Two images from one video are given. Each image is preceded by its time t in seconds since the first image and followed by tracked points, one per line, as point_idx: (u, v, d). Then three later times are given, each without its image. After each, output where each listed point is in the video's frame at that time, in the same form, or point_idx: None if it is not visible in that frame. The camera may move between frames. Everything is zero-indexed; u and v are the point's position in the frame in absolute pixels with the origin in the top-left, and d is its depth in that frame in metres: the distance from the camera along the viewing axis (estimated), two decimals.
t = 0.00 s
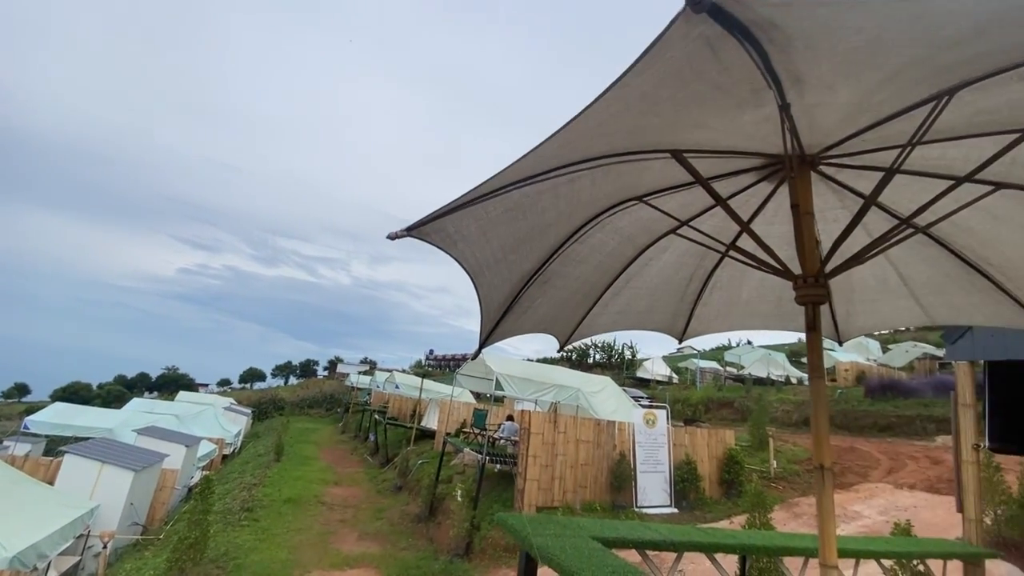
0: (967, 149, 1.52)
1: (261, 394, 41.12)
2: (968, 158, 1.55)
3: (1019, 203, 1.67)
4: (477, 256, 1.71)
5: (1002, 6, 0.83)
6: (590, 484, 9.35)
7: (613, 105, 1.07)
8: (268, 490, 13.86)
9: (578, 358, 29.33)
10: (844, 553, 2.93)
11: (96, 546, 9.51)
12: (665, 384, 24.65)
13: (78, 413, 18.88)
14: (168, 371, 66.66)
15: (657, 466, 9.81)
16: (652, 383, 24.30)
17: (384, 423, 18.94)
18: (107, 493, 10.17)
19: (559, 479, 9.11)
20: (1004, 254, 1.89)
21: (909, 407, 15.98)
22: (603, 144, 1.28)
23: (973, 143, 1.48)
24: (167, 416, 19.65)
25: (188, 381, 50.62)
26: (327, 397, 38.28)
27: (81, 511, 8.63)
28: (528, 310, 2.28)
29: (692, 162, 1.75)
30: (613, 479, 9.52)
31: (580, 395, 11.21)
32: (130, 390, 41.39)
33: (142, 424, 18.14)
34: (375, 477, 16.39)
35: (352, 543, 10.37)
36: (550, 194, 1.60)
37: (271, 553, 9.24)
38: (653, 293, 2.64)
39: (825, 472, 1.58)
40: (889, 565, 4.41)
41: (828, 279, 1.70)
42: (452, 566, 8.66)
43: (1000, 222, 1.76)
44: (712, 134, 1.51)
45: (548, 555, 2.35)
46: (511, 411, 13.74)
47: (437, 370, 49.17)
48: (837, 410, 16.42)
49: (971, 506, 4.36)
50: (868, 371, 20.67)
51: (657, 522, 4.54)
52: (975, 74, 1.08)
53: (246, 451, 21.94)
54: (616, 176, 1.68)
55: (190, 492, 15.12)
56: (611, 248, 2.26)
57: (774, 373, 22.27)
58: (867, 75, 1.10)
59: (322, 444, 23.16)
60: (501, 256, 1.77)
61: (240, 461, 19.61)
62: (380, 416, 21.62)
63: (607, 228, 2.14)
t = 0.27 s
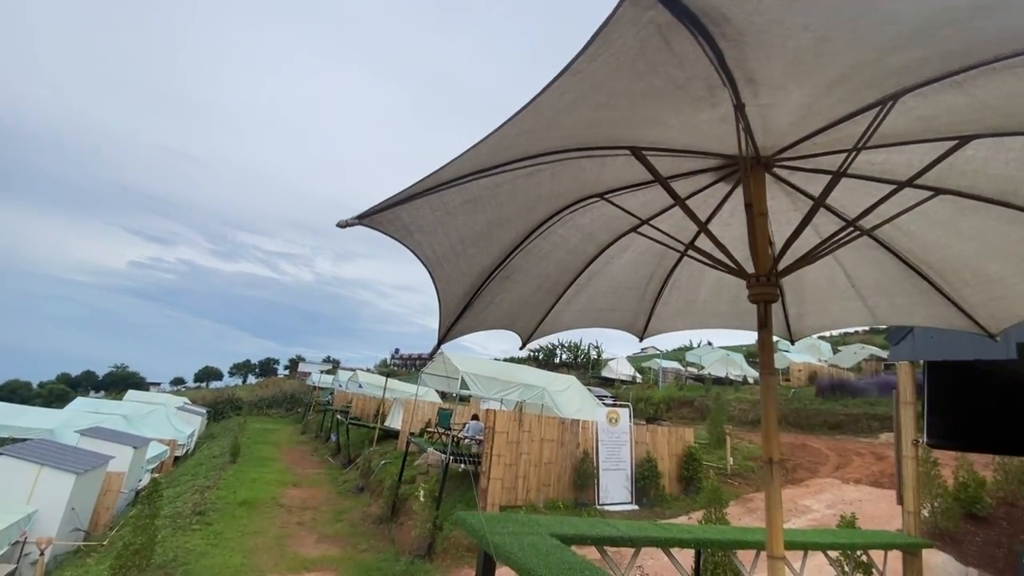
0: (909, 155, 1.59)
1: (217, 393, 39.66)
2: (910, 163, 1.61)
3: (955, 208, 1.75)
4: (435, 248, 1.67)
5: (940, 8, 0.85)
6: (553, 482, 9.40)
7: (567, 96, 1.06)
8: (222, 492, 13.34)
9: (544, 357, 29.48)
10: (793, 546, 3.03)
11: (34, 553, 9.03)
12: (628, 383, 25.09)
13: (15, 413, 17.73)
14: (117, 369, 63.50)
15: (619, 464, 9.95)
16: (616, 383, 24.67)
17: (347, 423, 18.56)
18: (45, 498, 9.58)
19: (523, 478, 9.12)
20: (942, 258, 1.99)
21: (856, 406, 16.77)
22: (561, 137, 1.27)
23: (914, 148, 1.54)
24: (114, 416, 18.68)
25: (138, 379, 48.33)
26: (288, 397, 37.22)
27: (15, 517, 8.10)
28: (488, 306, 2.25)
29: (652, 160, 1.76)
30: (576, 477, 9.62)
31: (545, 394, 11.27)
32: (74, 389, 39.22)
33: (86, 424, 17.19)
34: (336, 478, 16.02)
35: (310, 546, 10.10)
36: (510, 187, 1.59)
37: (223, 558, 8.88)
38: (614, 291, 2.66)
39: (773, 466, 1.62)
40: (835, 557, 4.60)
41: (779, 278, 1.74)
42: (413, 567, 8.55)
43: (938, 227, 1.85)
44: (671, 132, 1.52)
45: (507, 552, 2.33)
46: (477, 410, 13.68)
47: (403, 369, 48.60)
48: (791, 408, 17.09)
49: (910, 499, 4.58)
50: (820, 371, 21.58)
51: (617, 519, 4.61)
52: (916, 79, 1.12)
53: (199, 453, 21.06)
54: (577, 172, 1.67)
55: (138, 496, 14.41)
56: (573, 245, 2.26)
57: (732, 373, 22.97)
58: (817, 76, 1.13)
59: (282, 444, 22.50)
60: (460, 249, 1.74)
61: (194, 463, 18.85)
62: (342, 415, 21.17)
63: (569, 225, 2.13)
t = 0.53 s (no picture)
0: (860, 158, 1.64)
1: (173, 391, 38.10)
2: (861, 166, 1.67)
3: (903, 211, 1.82)
4: (394, 238, 1.63)
5: (890, 6, 0.87)
6: (519, 479, 9.41)
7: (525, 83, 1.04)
8: (175, 494, 12.81)
9: (513, 356, 29.53)
10: (748, 538, 3.11)
11: None
12: (595, 382, 25.41)
13: None
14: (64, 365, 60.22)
15: (584, 461, 10.04)
16: (583, 381, 24.93)
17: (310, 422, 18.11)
18: None
19: (489, 476, 9.10)
20: (890, 260, 2.07)
21: (811, 404, 17.45)
22: (522, 126, 1.25)
23: (866, 151, 1.59)
24: (59, 415, 17.70)
25: (87, 377, 45.96)
26: (249, 395, 36.10)
27: None
28: (450, 300, 2.22)
29: (616, 156, 1.76)
30: (542, 474, 9.66)
31: (512, 392, 11.26)
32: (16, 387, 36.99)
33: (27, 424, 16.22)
34: (297, 478, 15.61)
35: (269, 548, 9.80)
36: (473, 177, 1.56)
37: (175, 563, 8.52)
38: (579, 288, 2.67)
39: (729, 460, 1.64)
40: (788, 549, 4.76)
41: (736, 276, 1.77)
42: (376, 567, 8.41)
43: (887, 229, 1.92)
44: (633, 126, 1.52)
45: (467, 551, 2.31)
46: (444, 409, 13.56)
47: (369, 367, 47.83)
48: (750, 406, 17.65)
49: (858, 491, 4.77)
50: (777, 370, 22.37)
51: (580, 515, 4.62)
52: (867, 80, 1.14)
53: (152, 453, 20.17)
54: (540, 165, 1.66)
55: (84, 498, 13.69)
56: (538, 241, 2.24)
57: (695, 372, 23.55)
58: (775, 73, 1.14)
59: (241, 444, 21.78)
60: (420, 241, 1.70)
61: (146, 463, 18.05)
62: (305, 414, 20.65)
63: (533, 220, 2.12)
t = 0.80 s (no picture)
0: (819, 158, 1.68)
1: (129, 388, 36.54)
2: (819, 166, 1.71)
3: (859, 211, 1.88)
4: (353, 227, 1.58)
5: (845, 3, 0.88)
6: (488, 476, 9.39)
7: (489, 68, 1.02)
8: (130, 495, 12.28)
9: (484, 353, 29.48)
10: (710, 531, 3.18)
11: None
12: (565, 379, 25.60)
13: None
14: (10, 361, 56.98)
15: (553, 457, 10.09)
16: (554, 379, 25.08)
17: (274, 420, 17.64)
18: None
19: (457, 473, 9.05)
20: (846, 259, 2.13)
21: (773, 401, 18.01)
22: (486, 113, 1.22)
23: (824, 151, 1.63)
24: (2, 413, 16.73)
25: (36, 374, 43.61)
26: (210, 392, 34.93)
27: None
28: (415, 293, 2.17)
29: (583, 149, 1.76)
30: (511, 470, 9.67)
31: (483, 388, 11.22)
32: None
33: None
34: (260, 478, 15.17)
35: (229, 549, 9.49)
36: (436, 166, 1.52)
37: (128, 567, 8.16)
38: (547, 283, 2.66)
39: (690, 454, 1.66)
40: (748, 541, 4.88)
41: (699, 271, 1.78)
42: (341, 567, 8.25)
43: (844, 229, 1.98)
44: (600, 119, 1.51)
45: (430, 549, 2.26)
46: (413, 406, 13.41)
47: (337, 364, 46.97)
48: (715, 403, 18.10)
49: (814, 484, 4.93)
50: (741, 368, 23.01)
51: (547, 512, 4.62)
52: (826, 78, 1.17)
53: (105, 453, 19.29)
54: (508, 156, 1.64)
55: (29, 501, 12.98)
56: (505, 235, 2.22)
57: (663, 369, 24.00)
58: (737, 68, 1.15)
59: (201, 443, 21.04)
60: (382, 230, 1.65)
61: (98, 464, 17.24)
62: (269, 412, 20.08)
63: (501, 213, 2.10)
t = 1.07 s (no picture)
0: (783, 155, 1.70)
1: (87, 385, 35.07)
2: (783, 163, 1.73)
3: (821, 209, 1.92)
4: (314, 215, 1.53)
5: None
6: (460, 473, 9.34)
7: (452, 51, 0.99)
8: (86, 496, 11.79)
9: (458, 350, 29.38)
10: (675, 524, 3.23)
11: None
12: (539, 376, 25.73)
13: None
14: None
15: (525, 453, 10.12)
16: (527, 375, 25.16)
17: (241, 417, 17.18)
18: None
19: (429, 469, 8.98)
20: (809, 257, 2.18)
21: (739, 397, 18.49)
22: (451, 98, 1.19)
23: (787, 148, 1.65)
24: None
25: None
26: (174, 389, 33.83)
27: None
28: (381, 285, 2.12)
29: (552, 141, 1.74)
30: (483, 467, 9.65)
31: (455, 385, 11.18)
32: None
33: None
34: (226, 477, 14.77)
35: (191, 550, 9.20)
36: (400, 153, 1.48)
37: (82, 570, 7.84)
38: (517, 277, 2.64)
39: (653, 447, 1.66)
40: (713, 534, 4.98)
41: (666, 265, 1.79)
42: (308, 566, 8.10)
43: (806, 227, 2.02)
44: (569, 110, 1.50)
45: (394, 546, 2.22)
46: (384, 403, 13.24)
47: (308, 361, 46.11)
48: (684, 399, 18.46)
49: (777, 478, 5.07)
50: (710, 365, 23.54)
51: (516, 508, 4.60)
52: (790, 74, 1.18)
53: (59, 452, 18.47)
54: (475, 146, 1.61)
55: None
56: (474, 226, 2.19)
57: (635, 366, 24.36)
58: (704, 61, 1.15)
59: (163, 441, 20.34)
60: (345, 218, 1.61)
61: (52, 463, 16.51)
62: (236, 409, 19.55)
63: (469, 205, 2.06)
